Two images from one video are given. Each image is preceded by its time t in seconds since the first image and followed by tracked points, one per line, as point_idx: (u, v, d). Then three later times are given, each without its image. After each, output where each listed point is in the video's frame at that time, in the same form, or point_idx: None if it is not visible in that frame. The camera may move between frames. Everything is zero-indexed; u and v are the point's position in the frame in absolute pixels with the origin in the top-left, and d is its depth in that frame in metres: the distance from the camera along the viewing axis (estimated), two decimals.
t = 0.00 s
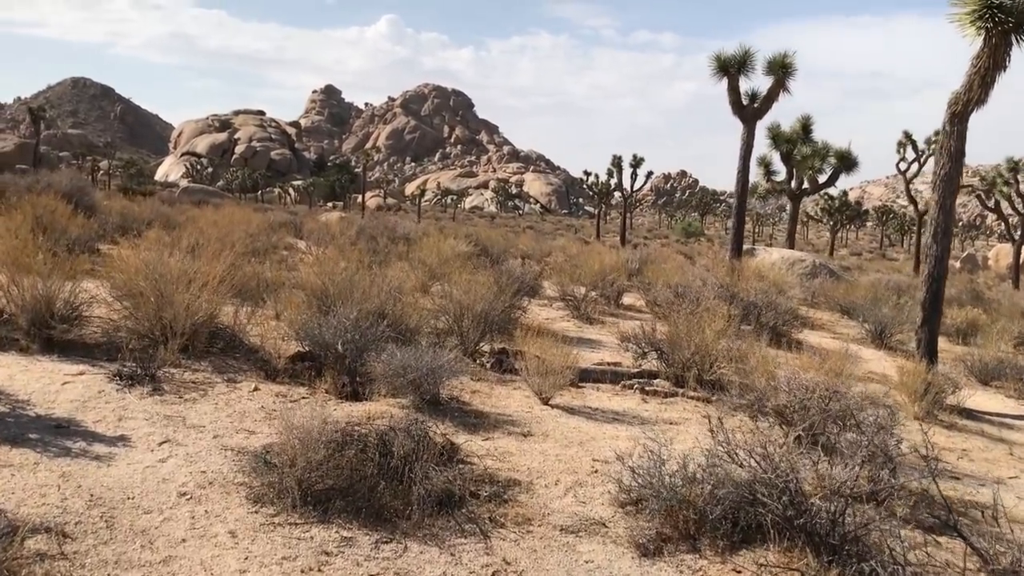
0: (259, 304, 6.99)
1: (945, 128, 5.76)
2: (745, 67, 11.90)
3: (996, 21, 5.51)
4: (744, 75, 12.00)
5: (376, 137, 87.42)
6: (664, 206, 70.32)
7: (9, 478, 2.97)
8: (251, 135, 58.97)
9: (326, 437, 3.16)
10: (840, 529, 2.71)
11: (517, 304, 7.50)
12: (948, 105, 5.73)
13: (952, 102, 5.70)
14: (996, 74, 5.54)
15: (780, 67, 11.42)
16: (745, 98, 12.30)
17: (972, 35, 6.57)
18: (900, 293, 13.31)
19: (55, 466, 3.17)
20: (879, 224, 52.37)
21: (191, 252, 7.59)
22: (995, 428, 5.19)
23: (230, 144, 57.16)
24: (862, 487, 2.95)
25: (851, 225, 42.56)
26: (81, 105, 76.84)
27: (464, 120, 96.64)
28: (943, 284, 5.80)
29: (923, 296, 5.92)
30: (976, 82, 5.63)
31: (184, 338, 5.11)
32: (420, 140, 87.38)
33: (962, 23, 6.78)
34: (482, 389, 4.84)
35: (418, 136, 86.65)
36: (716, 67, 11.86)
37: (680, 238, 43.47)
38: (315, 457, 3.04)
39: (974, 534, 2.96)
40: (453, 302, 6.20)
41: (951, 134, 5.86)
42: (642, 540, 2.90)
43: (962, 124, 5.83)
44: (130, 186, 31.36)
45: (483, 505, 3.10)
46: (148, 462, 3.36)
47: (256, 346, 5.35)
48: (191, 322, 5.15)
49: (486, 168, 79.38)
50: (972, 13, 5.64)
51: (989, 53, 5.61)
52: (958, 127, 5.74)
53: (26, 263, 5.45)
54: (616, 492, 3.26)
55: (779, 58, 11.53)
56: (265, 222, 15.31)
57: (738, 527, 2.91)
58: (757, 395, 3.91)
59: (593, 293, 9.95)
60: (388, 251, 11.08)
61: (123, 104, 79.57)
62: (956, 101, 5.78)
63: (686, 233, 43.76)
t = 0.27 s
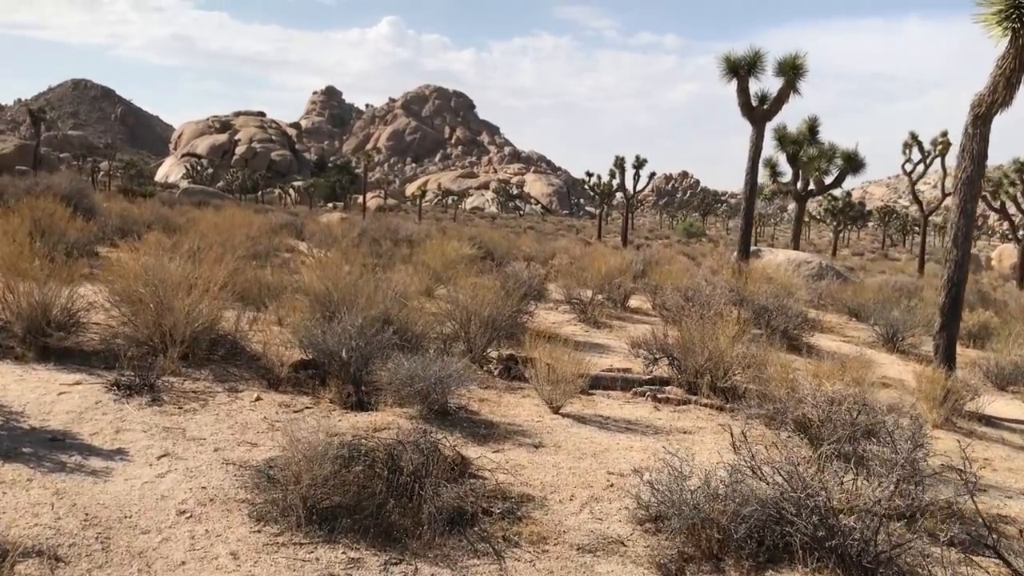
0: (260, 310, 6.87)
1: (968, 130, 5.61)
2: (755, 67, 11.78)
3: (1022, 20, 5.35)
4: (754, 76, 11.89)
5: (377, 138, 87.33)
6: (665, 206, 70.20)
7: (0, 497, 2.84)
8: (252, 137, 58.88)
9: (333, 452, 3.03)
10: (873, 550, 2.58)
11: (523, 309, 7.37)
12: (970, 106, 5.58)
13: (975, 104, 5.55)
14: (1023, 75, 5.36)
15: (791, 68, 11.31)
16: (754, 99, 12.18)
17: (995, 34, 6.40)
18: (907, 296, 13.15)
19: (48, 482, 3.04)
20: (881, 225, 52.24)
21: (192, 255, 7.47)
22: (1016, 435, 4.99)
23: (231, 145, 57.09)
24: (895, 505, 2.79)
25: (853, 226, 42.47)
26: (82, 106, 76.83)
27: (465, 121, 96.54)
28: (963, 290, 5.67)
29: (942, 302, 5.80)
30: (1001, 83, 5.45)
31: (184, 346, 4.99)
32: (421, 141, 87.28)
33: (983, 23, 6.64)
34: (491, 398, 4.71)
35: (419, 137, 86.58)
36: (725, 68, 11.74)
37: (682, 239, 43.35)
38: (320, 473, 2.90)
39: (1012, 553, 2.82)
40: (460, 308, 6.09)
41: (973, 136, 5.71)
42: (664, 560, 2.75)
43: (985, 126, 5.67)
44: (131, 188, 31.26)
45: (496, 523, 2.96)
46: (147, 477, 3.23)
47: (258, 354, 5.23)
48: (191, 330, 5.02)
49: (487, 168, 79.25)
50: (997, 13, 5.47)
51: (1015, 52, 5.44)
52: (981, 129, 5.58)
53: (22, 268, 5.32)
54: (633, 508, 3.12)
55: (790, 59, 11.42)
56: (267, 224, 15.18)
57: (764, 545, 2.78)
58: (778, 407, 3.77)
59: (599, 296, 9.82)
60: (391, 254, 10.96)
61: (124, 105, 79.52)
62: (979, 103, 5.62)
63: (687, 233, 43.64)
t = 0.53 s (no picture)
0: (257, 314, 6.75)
1: (979, 130, 5.50)
2: (756, 67, 11.69)
3: None
4: (755, 76, 11.80)
5: (373, 138, 87.13)
6: (661, 206, 70.20)
7: None
8: (247, 136, 58.64)
9: (332, 467, 2.91)
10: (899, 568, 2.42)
11: (524, 311, 7.24)
12: (981, 105, 5.46)
13: (986, 103, 5.43)
14: None
15: (792, 67, 11.23)
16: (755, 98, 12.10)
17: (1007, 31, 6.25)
18: (907, 297, 13.08)
19: (35, 499, 2.92)
20: (876, 225, 52.32)
21: (186, 258, 7.34)
22: None
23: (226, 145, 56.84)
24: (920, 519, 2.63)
25: (848, 226, 42.51)
26: (76, 106, 76.51)
27: (461, 121, 96.39)
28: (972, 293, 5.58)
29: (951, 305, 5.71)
30: (1013, 81, 5.29)
31: (178, 353, 4.87)
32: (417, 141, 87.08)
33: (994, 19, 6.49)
34: (493, 405, 4.60)
35: (414, 137, 86.40)
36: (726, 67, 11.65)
37: (677, 239, 43.29)
38: (320, 488, 2.80)
39: None
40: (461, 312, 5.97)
41: (984, 136, 5.60)
42: None
43: (996, 125, 5.56)
44: (126, 188, 31.10)
45: (504, 540, 2.83)
46: (139, 493, 3.11)
47: (254, 360, 5.11)
48: (185, 335, 4.90)
49: (482, 168, 79.11)
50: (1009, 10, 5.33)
51: None
52: (992, 129, 5.46)
53: (10, 272, 5.19)
54: (646, 522, 2.99)
55: (791, 58, 11.34)
56: (262, 225, 15.02)
57: (784, 563, 2.57)
58: (793, 416, 3.67)
59: (599, 298, 9.71)
60: (389, 255, 10.84)
61: (118, 105, 79.20)
62: (991, 102, 5.49)
63: (682, 234, 43.58)
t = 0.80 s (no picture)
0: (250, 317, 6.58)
1: (987, 129, 5.39)
2: (753, 66, 11.59)
3: None
4: (752, 75, 11.70)
5: (365, 138, 86.82)
6: (654, 207, 70.23)
7: None
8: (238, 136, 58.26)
9: (330, 483, 2.76)
10: None
11: (522, 315, 7.10)
12: (989, 103, 5.34)
13: (994, 101, 5.32)
14: None
15: (790, 66, 11.14)
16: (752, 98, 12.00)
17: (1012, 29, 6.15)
18: (904, 299, 13.01)
19: (14, 518, 2.76)
20: (868, 226, 52.48)
21: (176, 260, 7.17)
22: None
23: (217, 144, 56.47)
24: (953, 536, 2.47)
25: (841, 226, 42.63)
26: (66, 105, 75.90)
27: (454, 121, 96.19)
28: (981, 296, 5.47)
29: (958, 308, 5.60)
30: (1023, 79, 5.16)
31: (167, 358, 4.70)
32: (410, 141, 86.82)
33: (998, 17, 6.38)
34: (495, 413, 4.46)
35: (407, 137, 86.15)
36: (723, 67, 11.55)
37: (670, 239, 43.25)
38: (318, 506, 2.64)
39: None
40: (460, 316, 5.84)
41: (992, 135, 5.48)
42: None
43: (1005, 124, 5.44)
44: (115, 188, 30.79)
45: (511, 561, 2.68)
46: (126, 509, 2.95)
47: (247, 366, 4.94)
48: (174, 341, 4.73)
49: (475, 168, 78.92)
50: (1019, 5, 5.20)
51: None
52: (1001, 128, 5.35)
53: None
54: (659, 540, 2.84)
55: (788, 57, 11.24)
56: (253, 225, 14.81)
57: None
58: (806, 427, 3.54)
59: (597, 300, 9.58)
60: (384, 257, 10.69)
61: (108, 104, 78.62)
62: (999, 100, 5.37)
63: (676, 234, 43.56)
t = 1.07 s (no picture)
0: (241, 322, 6.42)
1: (994, 129, 5.29)
2: (748, 66, 11.50)
3: None
4: (748, 75, 11.61)
5: (356, 138, 86.46)
6: (645, 207, 70.27)
7: None
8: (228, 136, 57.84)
9: (328, 502, 2.61)
10: None
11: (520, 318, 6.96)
12: (996, 103, 5.24)
13: (1001, 101, 5.22)
14: None
15: (785, 66, 11.05)
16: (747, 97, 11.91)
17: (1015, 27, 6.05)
18: (901, 300, 12.95)
19: None
20: (859, 226, 52.72)
21: (165, 263, 7.00)
22: None
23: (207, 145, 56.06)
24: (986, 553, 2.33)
25: (832, 226, 42.80)
26: (53, 105, 75.17)
27: (445, 122, 95.99)
28: (990, 299, 5.40)
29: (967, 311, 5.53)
30: None
31: (155, 367, 4.54)
32: (401, 141, 86.52)
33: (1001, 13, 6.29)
34: (495, 421, 4.34)
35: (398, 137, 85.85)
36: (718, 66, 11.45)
37: (662, 239, 43.23)
38: (314, 527, 2.49)
39: None
40: (457, 320, 5.70)
41: (999, 135, 5.38)
42: None
43: (1013, 124, 5.34)
44: (102, 188, 30.43)
45: None
46: (111, 529, 2.80)
47: (239, 373, 4.79)
48: (163, 349, 4.58)
49: (467, 169, 78.72)
50: None
51: None
52: (1009, 127, 5.24)
53: None
54: (673, 558, 2.70)
55: (784, 57, 11.16)
56: (244, 226, 14.60)
57: None
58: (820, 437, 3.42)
59: (594, 303, 9.45)
60: (377, 258, 10.54)
61: (96, 104, 77.92)
62: (1007, 99, 5.27)
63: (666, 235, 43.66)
